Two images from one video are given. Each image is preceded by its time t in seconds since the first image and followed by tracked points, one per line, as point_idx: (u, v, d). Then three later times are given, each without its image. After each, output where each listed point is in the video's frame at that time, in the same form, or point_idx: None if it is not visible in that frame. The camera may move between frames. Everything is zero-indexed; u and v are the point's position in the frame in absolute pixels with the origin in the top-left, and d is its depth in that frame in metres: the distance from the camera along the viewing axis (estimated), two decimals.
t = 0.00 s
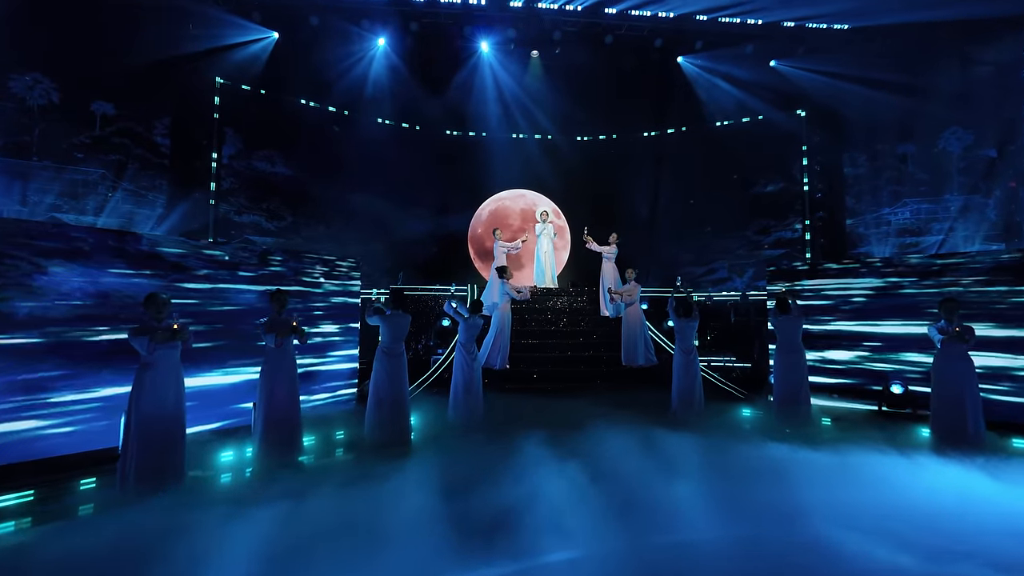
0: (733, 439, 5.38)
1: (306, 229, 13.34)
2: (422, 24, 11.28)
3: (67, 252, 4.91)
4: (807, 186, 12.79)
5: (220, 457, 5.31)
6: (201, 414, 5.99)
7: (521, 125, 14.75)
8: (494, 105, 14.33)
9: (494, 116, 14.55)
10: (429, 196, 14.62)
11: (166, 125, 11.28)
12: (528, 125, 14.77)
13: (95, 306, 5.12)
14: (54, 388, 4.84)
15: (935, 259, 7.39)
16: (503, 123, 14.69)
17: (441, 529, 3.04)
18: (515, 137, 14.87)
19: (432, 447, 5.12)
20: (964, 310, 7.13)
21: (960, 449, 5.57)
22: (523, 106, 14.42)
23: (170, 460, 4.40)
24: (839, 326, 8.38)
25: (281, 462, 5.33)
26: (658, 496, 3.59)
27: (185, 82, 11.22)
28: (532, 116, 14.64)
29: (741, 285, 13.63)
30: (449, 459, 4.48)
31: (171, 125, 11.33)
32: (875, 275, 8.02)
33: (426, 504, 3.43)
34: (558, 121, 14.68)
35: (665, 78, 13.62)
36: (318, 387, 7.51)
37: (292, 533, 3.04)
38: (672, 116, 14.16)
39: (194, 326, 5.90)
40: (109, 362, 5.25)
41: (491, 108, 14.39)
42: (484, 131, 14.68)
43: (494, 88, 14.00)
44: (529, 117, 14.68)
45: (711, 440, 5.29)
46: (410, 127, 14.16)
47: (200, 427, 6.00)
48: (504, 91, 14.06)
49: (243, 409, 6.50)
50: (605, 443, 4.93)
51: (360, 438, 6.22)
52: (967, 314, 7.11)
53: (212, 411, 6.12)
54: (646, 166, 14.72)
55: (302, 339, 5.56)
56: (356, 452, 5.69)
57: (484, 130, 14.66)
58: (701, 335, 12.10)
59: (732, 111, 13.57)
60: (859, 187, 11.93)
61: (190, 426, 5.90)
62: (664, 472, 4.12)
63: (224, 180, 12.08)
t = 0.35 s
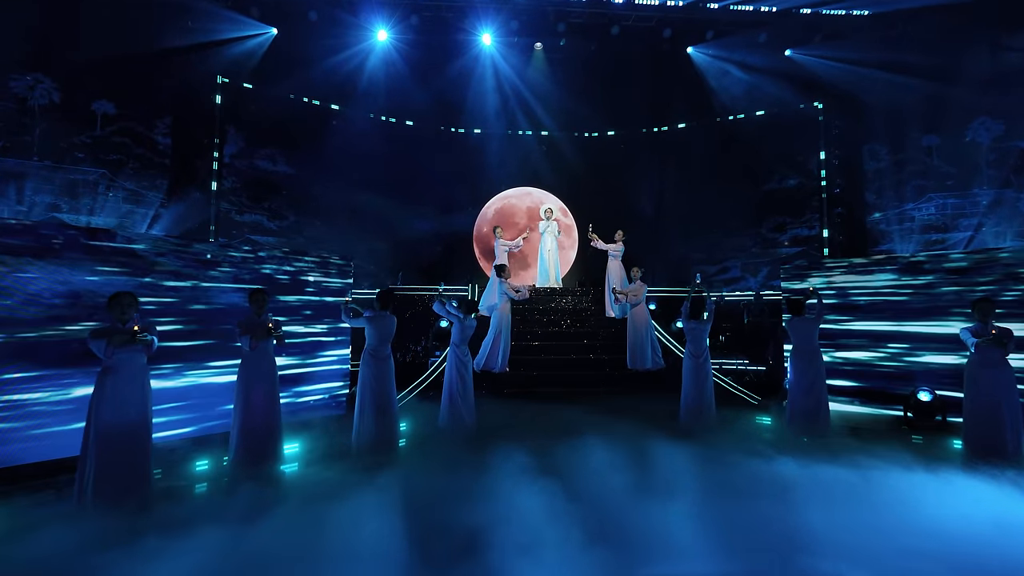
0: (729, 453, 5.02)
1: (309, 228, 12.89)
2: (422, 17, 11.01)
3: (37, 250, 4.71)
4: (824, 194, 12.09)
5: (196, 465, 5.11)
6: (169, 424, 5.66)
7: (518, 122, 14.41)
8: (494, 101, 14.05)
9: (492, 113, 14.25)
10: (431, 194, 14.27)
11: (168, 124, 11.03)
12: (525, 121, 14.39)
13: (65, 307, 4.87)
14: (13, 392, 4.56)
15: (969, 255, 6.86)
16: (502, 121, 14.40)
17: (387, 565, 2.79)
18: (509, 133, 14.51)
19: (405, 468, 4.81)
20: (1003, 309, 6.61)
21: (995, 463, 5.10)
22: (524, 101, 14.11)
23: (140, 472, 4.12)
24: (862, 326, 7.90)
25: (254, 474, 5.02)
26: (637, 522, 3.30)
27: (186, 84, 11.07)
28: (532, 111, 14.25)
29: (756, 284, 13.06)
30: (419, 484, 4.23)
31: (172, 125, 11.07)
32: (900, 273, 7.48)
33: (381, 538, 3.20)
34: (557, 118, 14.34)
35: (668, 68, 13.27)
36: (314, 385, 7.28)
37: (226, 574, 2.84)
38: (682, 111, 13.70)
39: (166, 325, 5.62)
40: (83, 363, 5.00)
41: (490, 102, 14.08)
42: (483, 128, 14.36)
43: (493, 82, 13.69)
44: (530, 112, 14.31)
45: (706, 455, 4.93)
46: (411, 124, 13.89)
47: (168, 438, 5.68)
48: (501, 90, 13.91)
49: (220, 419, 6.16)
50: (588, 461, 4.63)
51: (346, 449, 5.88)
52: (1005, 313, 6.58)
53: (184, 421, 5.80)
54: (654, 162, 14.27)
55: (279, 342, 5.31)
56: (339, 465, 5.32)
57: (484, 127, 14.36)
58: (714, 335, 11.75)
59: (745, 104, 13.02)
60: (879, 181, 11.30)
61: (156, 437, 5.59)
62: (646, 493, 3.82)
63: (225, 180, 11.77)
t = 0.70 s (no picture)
0: (731, 471, 4.62)
1: (310, 228, 12.61)
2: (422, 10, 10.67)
3: None
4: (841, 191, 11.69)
5: (155, 479, 4.81)
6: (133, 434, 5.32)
7: (514, 117, 13.99)
8: (501, 96, 13.71)
9: (488, 107, 13.81)
10: (431, 193, 13.96)
11: (167, 122, 10.50)
12: (523, 116, 13.96)
13: (29, 309, 4.59)
14: None
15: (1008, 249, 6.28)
16: (499, 115, 13.94)
17: None
18: (513, 130, 14.12)
19: (381, 484, 4.49)
20: None
21: None
22: (524, 95, 13.70)
23: (93, 483, 3.84)
24: (882, 328, 7.42)
25: (226, 486, 4.74)
26: (615, 556, 2.97)
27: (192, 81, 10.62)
28: (531, 103, 13.80)
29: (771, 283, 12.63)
30: (389, 505, 3.93)
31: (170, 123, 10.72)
32: (929, 269, 6.95)
33: (334, 566, 2.93)
34: (553, 111, 13.90)
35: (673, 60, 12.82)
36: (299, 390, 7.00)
37: None
38: (690, 105, 13.25)
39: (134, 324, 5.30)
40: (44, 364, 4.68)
41: (488, 98, 13.67)
42: (485, 124, 13.97)
43: (492, 77, 13.34)
44: (531, 108, 13.89)
45: (705, 474, 4.53)
46: (411, 121, 13.53)
47: (134, 449, 5.34)
48: (502, 86, 13.57)
49: (190, 428, 5.77)
50: (575, 482, 4.29)
51: (331, 458, 5.57)
52: None
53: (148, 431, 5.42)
54: (662, 159, 13.78)
55: (253, 344, 5.01)
56: (320, 477, 5.00)
57: (486, 123, 13.94)
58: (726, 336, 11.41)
59: (757, 98, 12.61)
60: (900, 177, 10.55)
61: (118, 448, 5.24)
62: (631, 521, 3.47)
63: (224, 179, 11.37)
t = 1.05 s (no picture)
0: (724, 497, 4.41)
1: (308, 229, 12.01)
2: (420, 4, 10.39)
3: None
4: (858, 188, 11.22)
5: (113, 496, 4.63)
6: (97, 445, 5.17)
7: (511, 115, 13.65)
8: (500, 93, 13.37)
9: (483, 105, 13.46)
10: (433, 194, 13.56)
11: (163, 123, 10.16)
12: (519, 114, 13.62)
13: None
14: None
15: None
16: (491, 114, 13.59)
17: None
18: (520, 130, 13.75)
19: (346, 516, 4.22)
20: None
21: None
22: (520, 92, 13.37)
23: (30, 502, 3.59)
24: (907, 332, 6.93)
25: (194, 503, 4.61)
26: None
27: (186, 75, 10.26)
28: (529, 100, 13.46)
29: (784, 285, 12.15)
30: (345, 543, 3.67)
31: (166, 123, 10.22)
32: (959, 270, 6.60)
33: None
34: (552, 108, 13.54)
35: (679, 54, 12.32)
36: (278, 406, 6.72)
37: None
38: (693, 102, 12.85)
39: (92, 328, 5.07)
40: None
41: (482, 96, 13.33)
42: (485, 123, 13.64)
43: (489, 71, 12.89)
44: (529, 106, 13.54)
45: (700, 507, 4.14)
46: (410, 121, 13.14)
47: (101, 462, 5.22)
48: (500, 83, 13.21)
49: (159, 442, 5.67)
50: (549, 517, 3.99)
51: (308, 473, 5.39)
52: None
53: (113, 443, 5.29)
54: (669, 158, 13.35)
55: (221, 350, 4.91)
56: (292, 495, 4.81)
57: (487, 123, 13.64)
58: (736, 340, 10.98)
59: (768, 93, 12.14)
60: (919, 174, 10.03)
61: (81, 461, 5.11)
62: (621, 557, 3.30)
63: (221, 181, 10.90)
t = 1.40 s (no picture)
0: (726, 560, 4.03)
1: (305, 233, 11.52)
2: None
3: None
4: (879, 188, 10.52)
5: (66, 522, 4.60)
6: (52, 463, 5.27)
7: (510, 114, 13.33)
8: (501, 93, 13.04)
9: (478, 105, 13.17)
10: (428, 194, 13.13)
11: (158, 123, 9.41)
12: (518, 114, 13.28)
13: None
14: None
15: None
16: (484, 113, 13.28)
17: None
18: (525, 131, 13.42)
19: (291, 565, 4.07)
20: None
21: None
22: (518, 91, 13.02)
23: None
24: (945, 340, 6.67)
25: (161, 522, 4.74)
26: None
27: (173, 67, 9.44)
28: (529, 100, 13.11)
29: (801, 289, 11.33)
30: None
31: (162, 124, 9.53)
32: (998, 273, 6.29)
33: None
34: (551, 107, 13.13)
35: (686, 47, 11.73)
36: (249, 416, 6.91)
37: None
38: (699, 100, 12.41)
39: (49, 333, 5.26)
40: None
41: (478, 96, 13.03)
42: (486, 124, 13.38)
43: (485, 68, 12.54)
44: (529, 105, 13.18)
45: None
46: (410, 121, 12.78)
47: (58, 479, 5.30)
48: (495, 78, 12.81)
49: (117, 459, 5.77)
50: None
51: (283, 514, 5.40)
52: None
53: (69, 462, 5.40)
54: (676, 159, 12.86)
55: (183, 360, 4.96)
56: (249, 534, 4.81)
57: (489, 123, 13.39)
58: (751, 347, 10.50)
59: (783, 90, 11.63)
60: (945, 173, 9.15)
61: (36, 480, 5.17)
62: None
63: (217, 183, 10.43)
